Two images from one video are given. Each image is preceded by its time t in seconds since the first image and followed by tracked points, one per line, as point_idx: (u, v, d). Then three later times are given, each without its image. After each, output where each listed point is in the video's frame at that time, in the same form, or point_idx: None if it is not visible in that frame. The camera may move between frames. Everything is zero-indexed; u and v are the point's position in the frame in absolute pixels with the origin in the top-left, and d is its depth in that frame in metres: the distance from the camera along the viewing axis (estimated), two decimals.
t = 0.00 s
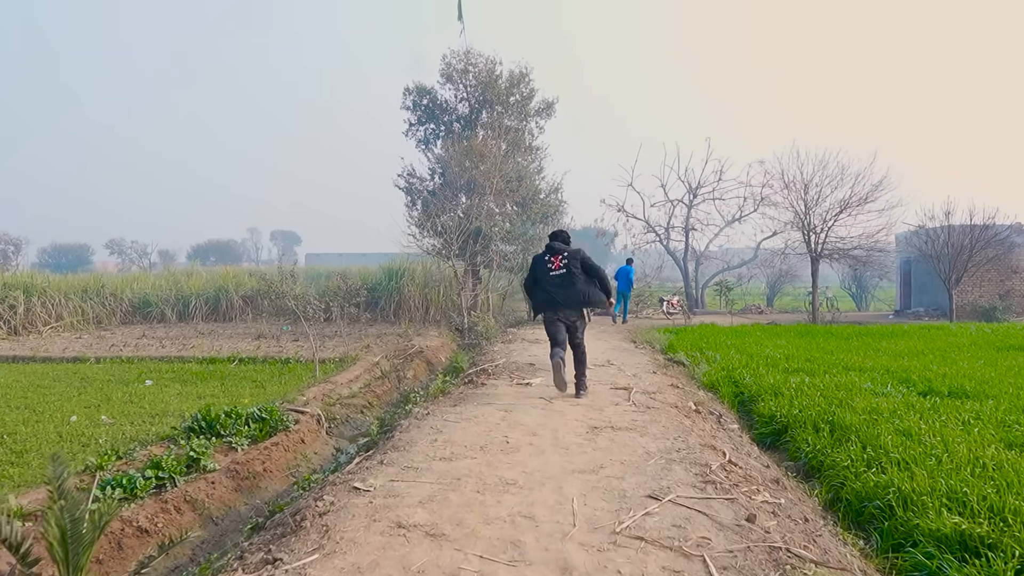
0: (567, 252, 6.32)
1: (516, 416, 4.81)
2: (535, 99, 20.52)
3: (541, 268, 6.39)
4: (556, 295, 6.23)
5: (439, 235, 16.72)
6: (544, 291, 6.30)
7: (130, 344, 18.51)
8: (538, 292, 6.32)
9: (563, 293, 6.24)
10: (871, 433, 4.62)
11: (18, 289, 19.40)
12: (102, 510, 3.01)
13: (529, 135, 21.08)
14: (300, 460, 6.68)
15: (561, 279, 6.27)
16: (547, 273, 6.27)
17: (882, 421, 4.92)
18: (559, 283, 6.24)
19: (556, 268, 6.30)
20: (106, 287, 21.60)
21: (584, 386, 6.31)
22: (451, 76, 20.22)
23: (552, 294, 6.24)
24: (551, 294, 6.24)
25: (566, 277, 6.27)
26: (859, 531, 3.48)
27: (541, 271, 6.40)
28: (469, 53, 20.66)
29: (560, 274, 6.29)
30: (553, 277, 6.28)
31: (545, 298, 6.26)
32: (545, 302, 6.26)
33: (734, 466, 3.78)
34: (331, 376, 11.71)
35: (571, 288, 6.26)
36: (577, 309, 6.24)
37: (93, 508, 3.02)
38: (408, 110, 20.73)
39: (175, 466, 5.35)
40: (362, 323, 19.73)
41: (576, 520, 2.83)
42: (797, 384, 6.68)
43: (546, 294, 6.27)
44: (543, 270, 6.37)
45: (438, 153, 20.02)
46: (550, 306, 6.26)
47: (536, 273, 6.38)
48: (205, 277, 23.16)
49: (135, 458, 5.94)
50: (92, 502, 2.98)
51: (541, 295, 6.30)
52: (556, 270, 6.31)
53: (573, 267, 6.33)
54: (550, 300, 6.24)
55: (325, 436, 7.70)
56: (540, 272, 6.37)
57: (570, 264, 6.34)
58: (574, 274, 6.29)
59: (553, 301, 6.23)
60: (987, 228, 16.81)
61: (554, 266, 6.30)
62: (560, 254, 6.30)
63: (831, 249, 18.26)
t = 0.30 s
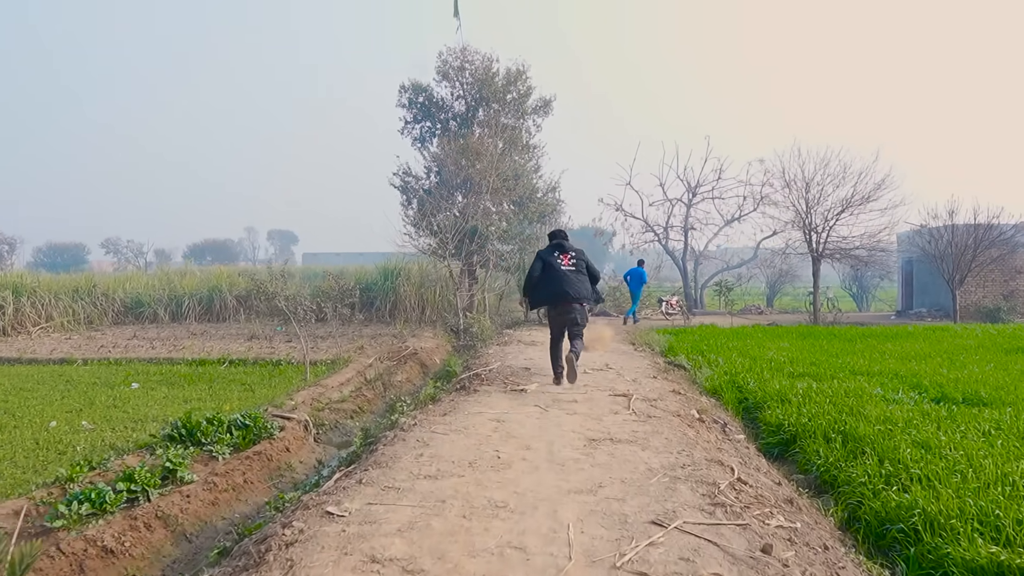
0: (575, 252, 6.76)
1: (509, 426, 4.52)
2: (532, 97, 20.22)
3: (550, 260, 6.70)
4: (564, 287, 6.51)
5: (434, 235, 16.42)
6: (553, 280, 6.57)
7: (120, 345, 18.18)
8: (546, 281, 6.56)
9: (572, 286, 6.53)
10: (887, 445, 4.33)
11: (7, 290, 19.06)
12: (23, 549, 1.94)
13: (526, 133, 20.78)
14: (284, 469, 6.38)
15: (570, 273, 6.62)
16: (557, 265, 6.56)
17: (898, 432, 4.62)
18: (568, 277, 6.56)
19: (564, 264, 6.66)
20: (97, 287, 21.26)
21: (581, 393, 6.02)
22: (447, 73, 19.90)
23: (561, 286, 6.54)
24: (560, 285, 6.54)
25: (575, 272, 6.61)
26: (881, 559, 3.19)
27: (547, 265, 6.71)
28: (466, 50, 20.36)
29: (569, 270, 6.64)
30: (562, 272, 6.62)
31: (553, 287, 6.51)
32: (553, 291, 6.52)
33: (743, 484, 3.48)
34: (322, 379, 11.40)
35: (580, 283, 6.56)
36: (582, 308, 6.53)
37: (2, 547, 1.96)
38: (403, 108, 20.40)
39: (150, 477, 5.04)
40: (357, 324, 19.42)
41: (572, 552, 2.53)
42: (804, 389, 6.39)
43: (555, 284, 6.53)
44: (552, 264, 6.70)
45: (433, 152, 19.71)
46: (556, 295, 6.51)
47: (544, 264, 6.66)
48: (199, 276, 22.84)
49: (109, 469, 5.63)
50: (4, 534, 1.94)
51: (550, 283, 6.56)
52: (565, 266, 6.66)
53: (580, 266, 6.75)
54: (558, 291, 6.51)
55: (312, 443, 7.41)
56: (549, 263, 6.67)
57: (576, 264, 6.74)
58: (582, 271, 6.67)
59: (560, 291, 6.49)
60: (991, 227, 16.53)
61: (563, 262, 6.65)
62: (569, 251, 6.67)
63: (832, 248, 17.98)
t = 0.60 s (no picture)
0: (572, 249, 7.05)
1: (499, 434, 4.21)
2: (529, 94, 19.91)
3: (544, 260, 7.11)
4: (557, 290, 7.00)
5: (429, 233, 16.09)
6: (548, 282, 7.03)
7: (110, 345, 17.85)
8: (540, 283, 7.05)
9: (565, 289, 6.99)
10: (906, 453, 4.03)
11: None
12: None
13: (523, 130, 20.44)
14: (265, 476, 6.06)
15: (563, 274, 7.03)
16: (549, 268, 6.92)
17: (916, 438, 4.32)
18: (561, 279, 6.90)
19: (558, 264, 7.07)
20: (89, 286, 20.90)
21: (578, 396, 5.71)
22: (443, 70, 19.57)
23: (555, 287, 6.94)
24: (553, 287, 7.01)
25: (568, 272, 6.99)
26: None
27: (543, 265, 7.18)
28: (462, 46, 20.01)
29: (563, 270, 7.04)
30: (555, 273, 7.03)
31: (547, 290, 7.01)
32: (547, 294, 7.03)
33: (754, 499, 3.18)
34: (312, 380, 11.08)
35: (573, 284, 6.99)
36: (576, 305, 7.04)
37: None
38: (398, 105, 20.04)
39: (118, 486, 4.73)
40: (351, 324, 19.10)
41: None
42: (812, 392, 6.09)
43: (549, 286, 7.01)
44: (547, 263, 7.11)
45: (429, 149, 19.38)
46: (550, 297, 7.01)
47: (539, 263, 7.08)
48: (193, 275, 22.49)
49: (77, 476, 5.31)
50: None
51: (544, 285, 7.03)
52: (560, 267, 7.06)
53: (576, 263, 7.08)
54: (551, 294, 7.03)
55: (297, 448, 7.10)
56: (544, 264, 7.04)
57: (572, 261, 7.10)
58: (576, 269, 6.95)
59: (552, 293, 7.00)
60: (996, 225, 16.26)
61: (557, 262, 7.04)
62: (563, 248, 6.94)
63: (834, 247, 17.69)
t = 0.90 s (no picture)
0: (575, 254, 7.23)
1: (493, 447, 3.91)
2: (526, 91, 19.60)
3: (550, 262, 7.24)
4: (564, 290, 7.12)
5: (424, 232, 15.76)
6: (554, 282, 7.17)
7: (99, 346, 17.52)
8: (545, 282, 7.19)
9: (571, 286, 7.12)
10: (931, 468, 3.75)
11: None
12: None
13: (520, 128, 20.13)
14: (248, 488, 5.76)
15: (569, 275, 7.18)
16: (559, 270, 6.98)
17: (940, 450, 4.04)
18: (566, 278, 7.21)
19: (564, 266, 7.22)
20: (80, 286, 20.55)
21: (577, 404, 5.41)
22: (439, 67, 19.25)
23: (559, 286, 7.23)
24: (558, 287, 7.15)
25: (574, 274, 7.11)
26: None
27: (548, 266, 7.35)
28: (458, 43, 19.69)
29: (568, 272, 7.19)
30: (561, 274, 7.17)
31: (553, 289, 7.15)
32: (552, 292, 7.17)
33: (774, 524, 2.88)
34: (303, 383, 10.77)
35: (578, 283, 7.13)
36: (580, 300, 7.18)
37: None
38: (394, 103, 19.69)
39: (88, 502, 4.43)
40: (345, 324, 18.79)
41: None
42: (822, 398, 5.80)
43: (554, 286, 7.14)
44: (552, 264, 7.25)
45: (424, 148, 19.06)
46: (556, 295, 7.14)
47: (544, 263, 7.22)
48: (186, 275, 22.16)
49: (47, 489, 5.01)
50: None
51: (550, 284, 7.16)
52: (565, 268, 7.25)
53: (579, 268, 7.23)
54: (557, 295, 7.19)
55: (283, 456, 6.80)
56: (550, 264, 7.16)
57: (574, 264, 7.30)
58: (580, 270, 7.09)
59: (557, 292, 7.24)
60: (1002, 224, 15.99)
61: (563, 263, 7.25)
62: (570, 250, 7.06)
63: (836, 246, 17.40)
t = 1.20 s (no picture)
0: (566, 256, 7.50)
1: (483, 462, 3.62)
2: (521, 89, 19.32)
3: (540, 267, 7.49)
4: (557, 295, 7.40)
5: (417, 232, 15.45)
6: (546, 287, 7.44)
7: (86, 347, 17.16)
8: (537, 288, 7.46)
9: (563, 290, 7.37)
10: (955, 486, 3.49)
11: None
12: None
13: (515, 127, 19.84)
14: (227, 500, 5.46)
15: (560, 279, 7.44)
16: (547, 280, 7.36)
17: (962, 464, 3.79)
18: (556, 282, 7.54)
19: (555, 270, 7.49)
20: (68, 286, 20.18)
21: (573, 413, 5.13)
22: (433, 64, 18.94)
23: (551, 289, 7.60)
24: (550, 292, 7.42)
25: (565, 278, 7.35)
26: None
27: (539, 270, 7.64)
28: (452, 40, 19.37)
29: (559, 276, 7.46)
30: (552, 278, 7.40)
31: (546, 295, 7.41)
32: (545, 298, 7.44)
33: (793, 555, 2.61)
34: (291, 387, 10.46)
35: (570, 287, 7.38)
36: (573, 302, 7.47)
37: None
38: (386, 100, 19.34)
39: (51, 519, 4.13)
40: (337, 325, 18.47)
41: None
42: (830, 406, 5.54)
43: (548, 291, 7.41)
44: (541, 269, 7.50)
45: (418, 146, 18.74)
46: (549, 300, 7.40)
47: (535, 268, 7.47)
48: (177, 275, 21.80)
49: (11, 504, 4.71)
50: None
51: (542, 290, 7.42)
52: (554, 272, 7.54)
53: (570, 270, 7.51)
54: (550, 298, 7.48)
55: (266, 465, 6.50)
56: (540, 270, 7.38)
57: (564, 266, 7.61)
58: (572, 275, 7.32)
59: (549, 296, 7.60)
60: (1003, 223, 15.77)
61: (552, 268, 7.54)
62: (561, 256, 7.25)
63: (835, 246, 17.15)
